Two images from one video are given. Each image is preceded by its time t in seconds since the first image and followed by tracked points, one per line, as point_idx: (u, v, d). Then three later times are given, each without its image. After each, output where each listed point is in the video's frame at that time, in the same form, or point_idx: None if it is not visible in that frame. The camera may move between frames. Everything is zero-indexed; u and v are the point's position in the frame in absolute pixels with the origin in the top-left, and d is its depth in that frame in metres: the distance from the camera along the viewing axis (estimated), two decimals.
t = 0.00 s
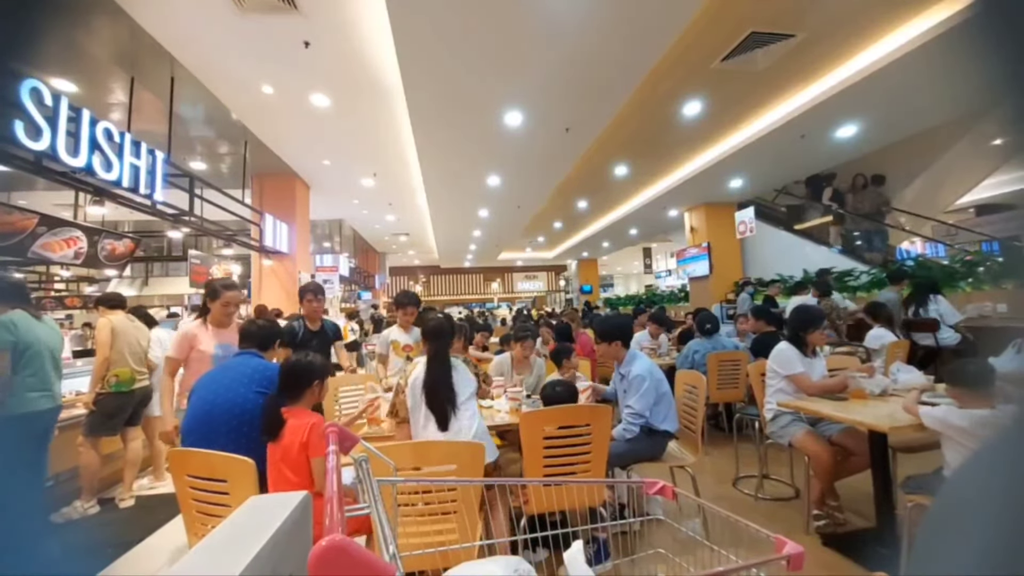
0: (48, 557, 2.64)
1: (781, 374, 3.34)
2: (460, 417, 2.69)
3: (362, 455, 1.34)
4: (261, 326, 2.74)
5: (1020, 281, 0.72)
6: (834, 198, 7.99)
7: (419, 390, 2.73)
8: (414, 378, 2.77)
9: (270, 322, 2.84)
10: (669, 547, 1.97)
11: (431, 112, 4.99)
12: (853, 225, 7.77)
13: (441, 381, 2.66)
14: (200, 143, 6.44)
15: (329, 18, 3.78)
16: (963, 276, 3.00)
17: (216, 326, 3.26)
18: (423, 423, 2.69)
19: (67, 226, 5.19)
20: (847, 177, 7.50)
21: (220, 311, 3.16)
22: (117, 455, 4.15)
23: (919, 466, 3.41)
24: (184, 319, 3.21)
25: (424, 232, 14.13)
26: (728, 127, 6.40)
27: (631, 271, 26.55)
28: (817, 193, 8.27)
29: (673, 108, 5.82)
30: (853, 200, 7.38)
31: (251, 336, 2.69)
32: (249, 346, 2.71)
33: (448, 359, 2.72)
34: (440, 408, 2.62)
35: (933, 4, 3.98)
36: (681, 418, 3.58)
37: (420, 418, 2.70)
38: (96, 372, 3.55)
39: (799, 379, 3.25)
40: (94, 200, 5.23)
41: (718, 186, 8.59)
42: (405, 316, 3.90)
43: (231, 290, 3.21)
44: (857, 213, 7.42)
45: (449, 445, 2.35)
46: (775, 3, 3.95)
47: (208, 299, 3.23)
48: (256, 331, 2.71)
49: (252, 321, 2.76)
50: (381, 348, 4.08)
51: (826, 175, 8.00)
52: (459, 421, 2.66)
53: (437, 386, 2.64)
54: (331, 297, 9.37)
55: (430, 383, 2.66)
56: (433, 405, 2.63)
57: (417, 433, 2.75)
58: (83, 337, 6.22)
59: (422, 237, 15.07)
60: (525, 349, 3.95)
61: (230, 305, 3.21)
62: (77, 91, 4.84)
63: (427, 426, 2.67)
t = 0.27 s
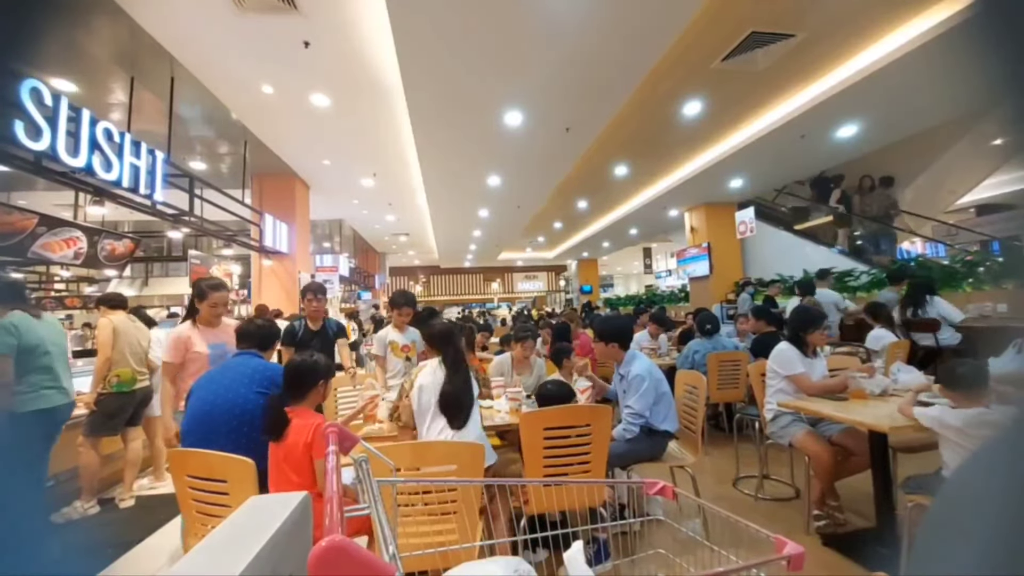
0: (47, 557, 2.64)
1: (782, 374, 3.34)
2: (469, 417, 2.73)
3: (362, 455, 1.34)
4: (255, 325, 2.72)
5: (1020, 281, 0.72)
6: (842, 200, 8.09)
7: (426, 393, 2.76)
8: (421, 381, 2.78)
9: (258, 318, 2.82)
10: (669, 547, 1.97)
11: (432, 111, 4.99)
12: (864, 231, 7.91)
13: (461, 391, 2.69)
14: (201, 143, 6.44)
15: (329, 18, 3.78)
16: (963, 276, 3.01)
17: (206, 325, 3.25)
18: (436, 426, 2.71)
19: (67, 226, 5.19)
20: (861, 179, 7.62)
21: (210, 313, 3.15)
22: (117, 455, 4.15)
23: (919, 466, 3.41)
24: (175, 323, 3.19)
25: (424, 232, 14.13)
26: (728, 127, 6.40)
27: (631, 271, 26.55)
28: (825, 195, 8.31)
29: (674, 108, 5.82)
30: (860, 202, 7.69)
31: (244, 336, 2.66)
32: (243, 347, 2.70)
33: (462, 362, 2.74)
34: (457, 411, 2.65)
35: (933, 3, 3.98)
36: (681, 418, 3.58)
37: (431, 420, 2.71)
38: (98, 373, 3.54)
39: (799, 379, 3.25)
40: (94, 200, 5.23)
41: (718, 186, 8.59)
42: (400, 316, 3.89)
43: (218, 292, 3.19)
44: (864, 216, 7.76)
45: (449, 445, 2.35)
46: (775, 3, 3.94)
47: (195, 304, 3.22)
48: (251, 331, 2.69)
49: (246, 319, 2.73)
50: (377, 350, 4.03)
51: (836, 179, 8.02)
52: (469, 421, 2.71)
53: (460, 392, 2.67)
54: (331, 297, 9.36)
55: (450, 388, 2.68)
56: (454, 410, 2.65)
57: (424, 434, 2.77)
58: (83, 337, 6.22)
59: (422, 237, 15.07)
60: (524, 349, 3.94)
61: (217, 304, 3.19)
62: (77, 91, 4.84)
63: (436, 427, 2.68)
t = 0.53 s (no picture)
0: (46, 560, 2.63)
1: (780, 374, 3.35)
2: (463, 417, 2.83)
3: (361, 456, 1.34)
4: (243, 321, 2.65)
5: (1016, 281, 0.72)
6: (846, 202, 8.15)
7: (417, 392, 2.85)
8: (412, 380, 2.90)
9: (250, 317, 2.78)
10: (668, 547, 1.97)
11: (429, 112, 5.00)
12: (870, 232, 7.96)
13: (446, 389, 2.79)
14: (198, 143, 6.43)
15: (327, 18, 3.77)
16: (960, 276, 3.01)
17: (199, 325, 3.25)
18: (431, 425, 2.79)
19: (64, 227, 5.18)
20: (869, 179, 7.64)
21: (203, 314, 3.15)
22: (115, 456, 4.14)
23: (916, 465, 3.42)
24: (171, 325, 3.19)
25: (422, 232, 14.12)
26: (727, 126, 6.41)
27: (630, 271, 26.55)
28: (828, 197, 8.35)
29: (672, 108, 5.82)
30: (866, 204, 7.85)
31: (230, 335, 2.59)
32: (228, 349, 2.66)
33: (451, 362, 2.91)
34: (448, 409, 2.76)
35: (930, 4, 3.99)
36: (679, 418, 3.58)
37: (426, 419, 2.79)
38: (96, 374, 3.53)
39: (797, 379, 3.26)
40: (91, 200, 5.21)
41: (716, 186, 8.60)
42: (392, 318, 3.88)
43: (208, 293, 3.22)
44: (872, 220, 7.88)
45: (448, 446, 2.37)
46: (773, 3, 3.95)
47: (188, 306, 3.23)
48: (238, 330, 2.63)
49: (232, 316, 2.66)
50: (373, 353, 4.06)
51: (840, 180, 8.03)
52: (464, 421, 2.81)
53: (446, 389, 2.79)
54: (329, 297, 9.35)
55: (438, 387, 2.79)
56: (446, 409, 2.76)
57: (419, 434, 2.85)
58: (80, 338, 6.21)
59: (420, 237, 15.05)
60: (523, 349, 3.94)
61: (206, 304, 3.20)
62: (74, 92, 4.83)
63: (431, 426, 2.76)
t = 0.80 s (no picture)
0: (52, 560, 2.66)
1: (782, 374, 3.34)
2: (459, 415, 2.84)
3: (362, 456, 1.34)
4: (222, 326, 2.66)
5: (1020, 280, 0.72)
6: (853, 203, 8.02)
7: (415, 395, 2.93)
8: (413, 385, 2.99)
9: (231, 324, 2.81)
10: (670, 548, 1.97)
11: (431, 111, 5.00)
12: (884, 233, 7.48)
13: (435, 389, 2.84)
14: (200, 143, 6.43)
15: (329, 18, 3.78)
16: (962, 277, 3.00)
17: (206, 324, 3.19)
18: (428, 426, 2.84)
19: (67, 226, 5.19)
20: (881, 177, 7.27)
21: (207, 315, 3.03)
22: (117, 455, 4.15)
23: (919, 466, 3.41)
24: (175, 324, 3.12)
25: (424, 232, 14.13)
26: (729, 126, 6.40)
27: (632, 271, 26.52)
28: (836, 199, 8.25)
29: (674, 108, 5.82)
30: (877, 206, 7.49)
31: (213, 338, 2.61)
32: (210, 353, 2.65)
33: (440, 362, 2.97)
34: (438, 408, 2.80)
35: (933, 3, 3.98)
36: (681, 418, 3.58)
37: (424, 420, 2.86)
38: (98, 374, 3.54)
39: (799, 380, 3.25)
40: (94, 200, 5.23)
41: (718, 186, 8.59)
42: (392, 318, 3.85)
43: (213, 290, 3.07)
44: (881, 221, 7.49)
45: (450, 447, 2.37)
46: (775, 3, 3.95)
47: (193, 304, 3.11)
48: (218, 333, 2.64)
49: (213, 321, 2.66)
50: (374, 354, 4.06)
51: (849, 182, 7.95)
52: (460, 420, 2.80)
53: (437, 389, 2.83)
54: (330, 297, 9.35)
55: (427, 389, 2.84)
56: (436, 409, 2.80)
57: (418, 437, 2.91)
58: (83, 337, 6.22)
59: (422, 238, 15.05)
60: (524, 349, 3.94)
61: (212, 303, 3.08)
62: (77, 92, 4.84)
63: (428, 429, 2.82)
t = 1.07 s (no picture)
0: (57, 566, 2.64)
1: (782, 373, 3.34)
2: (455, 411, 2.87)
3: (361, 455, 1.34)
4: (201, 331, 2.68)
5: (1020, 280, 0.71)
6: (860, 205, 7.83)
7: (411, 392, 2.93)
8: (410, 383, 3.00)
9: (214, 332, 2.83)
10: (670, 548, 1.97)
11: (431, 111, 5.00)
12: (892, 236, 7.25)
13: (432, 385, 2.86)
14: (200, 142, 6.43)
15: (329, 17, 3.78)
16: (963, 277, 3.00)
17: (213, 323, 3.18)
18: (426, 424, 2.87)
19: (67, 226, 5.20)
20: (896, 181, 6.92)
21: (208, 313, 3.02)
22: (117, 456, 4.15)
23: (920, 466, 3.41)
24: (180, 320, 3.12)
25: (424, 232, 14.13)
26: (729, 126, 6.39)
27: (632, 270, 26.50)
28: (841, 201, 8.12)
29: (674, 107, 5.82)
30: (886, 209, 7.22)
31: (197, 342, 2.63)
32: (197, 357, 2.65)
33: (435, 359, 2.98)
34: (435, 406, 2.83)
35: (933, 3, 3.98)
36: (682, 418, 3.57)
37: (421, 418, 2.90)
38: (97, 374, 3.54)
39: (799, 379, 3.25)
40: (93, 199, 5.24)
41: (718, 186, 8.58)
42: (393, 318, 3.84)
43: (216, 287, 3.06)
44: (891, 223, 7.16)
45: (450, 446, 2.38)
46: (775, 3, 3.95)
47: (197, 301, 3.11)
48: (197, 336, 2.65)
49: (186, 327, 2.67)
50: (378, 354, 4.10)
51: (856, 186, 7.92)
52: (456, 418, 2.83)
53: (433, 386, 2.86)
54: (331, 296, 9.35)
55: (422, 385, 2.87)
56: (433, 406, 2.83)
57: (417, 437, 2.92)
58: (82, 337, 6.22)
59: (422, 237, 15.04)
60: (525, 348, 3.93)
61: (214, 301, 3.07)
62: (77, 91, 4.84)
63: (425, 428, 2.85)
